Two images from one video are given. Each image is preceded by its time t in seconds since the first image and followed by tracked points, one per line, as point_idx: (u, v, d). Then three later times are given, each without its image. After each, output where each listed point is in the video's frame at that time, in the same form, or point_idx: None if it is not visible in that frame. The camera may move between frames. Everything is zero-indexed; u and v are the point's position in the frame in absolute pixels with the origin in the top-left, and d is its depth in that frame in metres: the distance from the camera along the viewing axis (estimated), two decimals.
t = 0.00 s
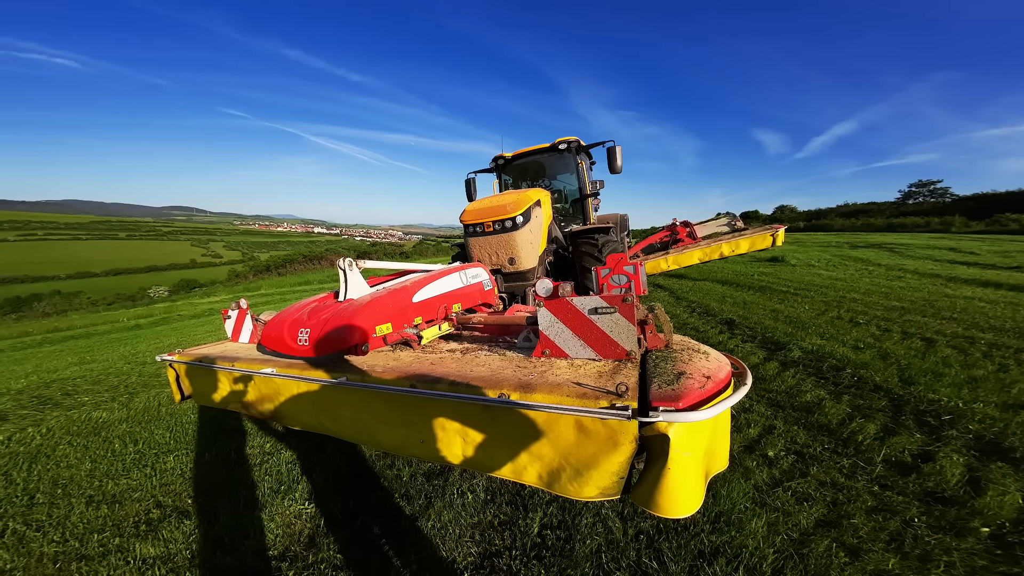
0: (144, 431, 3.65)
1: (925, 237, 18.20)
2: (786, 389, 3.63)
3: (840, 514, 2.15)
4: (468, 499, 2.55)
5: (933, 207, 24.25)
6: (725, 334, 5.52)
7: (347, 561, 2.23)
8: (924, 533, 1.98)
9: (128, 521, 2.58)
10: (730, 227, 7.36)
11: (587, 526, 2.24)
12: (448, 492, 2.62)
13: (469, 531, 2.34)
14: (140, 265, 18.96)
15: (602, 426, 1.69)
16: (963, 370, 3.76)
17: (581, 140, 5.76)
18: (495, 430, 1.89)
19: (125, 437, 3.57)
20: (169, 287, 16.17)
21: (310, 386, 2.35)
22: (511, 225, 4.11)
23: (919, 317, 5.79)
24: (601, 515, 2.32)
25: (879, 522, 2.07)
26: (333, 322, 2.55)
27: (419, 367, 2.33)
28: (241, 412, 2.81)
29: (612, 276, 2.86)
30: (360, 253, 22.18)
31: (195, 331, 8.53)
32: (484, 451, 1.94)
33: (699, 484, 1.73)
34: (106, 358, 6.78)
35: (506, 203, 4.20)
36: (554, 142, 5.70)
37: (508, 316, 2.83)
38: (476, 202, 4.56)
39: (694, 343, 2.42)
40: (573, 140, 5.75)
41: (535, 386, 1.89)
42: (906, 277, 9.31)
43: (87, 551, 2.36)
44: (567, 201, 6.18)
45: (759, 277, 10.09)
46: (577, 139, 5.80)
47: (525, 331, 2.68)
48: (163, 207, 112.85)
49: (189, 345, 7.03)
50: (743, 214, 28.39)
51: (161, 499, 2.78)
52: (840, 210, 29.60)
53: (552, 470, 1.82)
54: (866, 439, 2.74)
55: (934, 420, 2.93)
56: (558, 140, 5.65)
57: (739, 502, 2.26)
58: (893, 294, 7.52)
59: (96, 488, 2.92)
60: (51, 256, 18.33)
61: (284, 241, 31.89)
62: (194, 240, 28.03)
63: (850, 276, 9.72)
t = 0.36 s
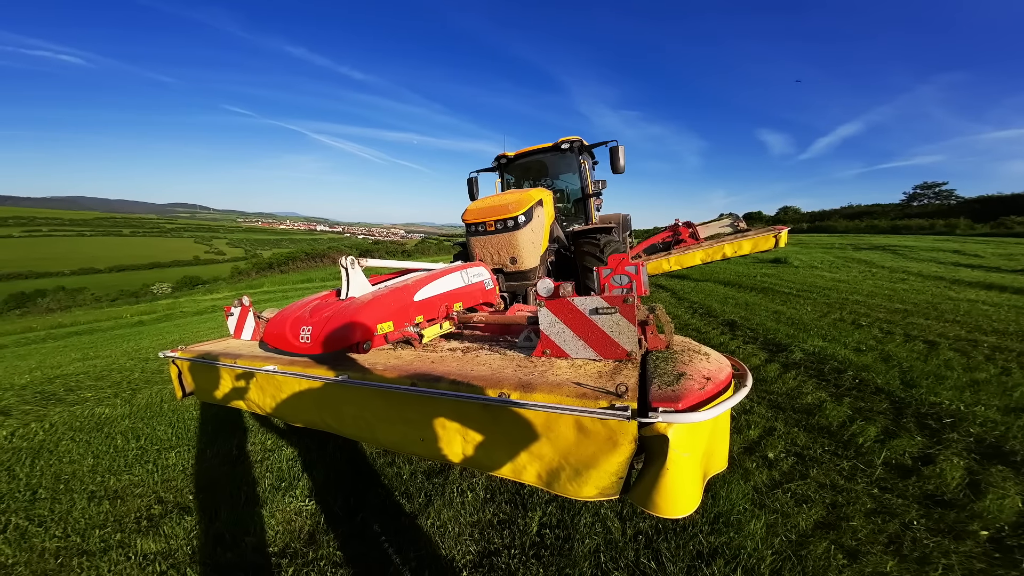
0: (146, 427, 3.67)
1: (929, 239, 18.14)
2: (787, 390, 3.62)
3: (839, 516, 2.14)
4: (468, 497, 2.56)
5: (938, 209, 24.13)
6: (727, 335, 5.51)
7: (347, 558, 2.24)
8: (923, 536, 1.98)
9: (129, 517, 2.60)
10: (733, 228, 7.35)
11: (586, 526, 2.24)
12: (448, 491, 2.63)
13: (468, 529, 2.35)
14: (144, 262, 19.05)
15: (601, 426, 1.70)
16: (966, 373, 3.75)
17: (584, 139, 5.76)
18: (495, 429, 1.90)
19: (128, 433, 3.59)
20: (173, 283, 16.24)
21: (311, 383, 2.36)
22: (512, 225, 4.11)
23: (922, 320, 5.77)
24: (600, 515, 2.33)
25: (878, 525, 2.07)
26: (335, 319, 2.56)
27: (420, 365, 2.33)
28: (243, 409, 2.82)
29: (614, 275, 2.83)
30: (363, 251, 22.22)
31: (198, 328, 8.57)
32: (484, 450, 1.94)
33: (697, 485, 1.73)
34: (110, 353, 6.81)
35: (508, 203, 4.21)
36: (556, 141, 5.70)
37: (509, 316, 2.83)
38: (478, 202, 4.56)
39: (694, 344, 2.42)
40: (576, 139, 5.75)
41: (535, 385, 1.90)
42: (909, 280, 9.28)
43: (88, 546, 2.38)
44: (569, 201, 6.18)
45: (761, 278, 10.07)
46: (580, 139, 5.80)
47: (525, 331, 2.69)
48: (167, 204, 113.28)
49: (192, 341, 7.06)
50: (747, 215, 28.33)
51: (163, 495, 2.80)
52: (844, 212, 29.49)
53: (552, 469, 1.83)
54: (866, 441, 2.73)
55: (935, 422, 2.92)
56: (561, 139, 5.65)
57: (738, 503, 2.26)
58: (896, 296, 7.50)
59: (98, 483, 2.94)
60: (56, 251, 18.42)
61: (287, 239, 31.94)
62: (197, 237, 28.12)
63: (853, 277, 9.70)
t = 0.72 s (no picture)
0: (145, 425, 3.67)
1: (930, 241, 18.12)
2: (787, 391, 3.62)
3: (837, 517, 2.14)
4: (466, 496, 2.56)
5: (939, 210, 24.09)
6: (727, 336, 5.51)
7: (345, 556, 2.24)
8: (920, 538, 1.98)
9: (128, 514, 2.60)
10: (734, 229, 7.35)
11: (583, 526, 2.24)
12: (446, 490, 2.63)
13: (466, 528, 2.35)
14: (145, 260, 19.06)
15: (598, 425, 1.70)
16: (965, 375, 3.75)
17: (584, 139, 5.76)
18: (492, 428, 1.90)
19: (127, 430, 3.60)
20: (174, 281, 16.24)
21: (310, 382, 2.37)
22: (512, 225, 4.12)
23: (922, 321, 5.77)
24: (598, 514, 2.33)
25: (875, 526, 2.07)
26: (333, 319, 2.56)
27: (418, 364, 2.34)
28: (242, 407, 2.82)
29: (613, 276, 2.84)
30: (364, 250, 22.23)
31: (198, 326, 8.57)
32: (482, 449, 1.94)
33: (694, 485, 1.73)
34: (110, 351, 6.82)
35: (508, 202, 4.20)
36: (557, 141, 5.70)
37: (508, 316, 2.83)
38: (478, 202, 4.56)
39: (693, 344, 2.42)
40: (576, 139, 5.75)
41: (532, 385, 1.90)
42: (910, 281, 9.28)
43: (87, 544, 2.38)
44: (570, 201, 6.18)
45: (762, 279, 10.07)
46: (581, 139, 5.80)
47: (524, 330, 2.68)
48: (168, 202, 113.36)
49: (192, 339, 7.08)
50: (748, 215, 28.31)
51: (161, 493, 2.80)
52: (845, 213, 29.46)
53: (549, 469, 1.83)
54: (865, 443, 2.73)
55: (934, 424, 2.92)
56: (562, 139, 5.65)
57: (735, 503, 2.26)
58: (896, 297, 7.49)
59: (97, 481, 2.94)
60: (56, 249, 18.43)
61: (288, 237, 31.96)
62: (198, 235, 28.14)
63: (853, 279, 9.70)
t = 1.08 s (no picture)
0: (139, 425, 3.65)
1: (925, 241, 18.22)
2: (782, 391, 3.63)
3: (831, 518, 2.15)
4: (461, 497, 2.55)
5: (935, 211, 24.20)
6: (723, 336, 5.52)
7: (339, 557, 2.23)
8: (914, 538, 1.98)
9: (120, 515, 2.59)
10: (731, 229, 7.36)
11: (578, 527, 2.24)
12: (441, 491, 2.62)
13: (461, 529, 2.34)
14: (141, 260, 18.96)
15: (591, 426, 1.70)
16: (959, 374, 3.77)
17: (581, 139, 5.76)
18: (486, 428, 1.90)
19: (121, 431, 3.58)
20: (170, 281, 16.17)
21: (303, 382, 2.36)
22: (509, 225, 4.11)
23: (917, 321, 5.80)
24: (593, 515, 2.33)
25: (870, 527, 2.07)
26: (327, 318, 2.55)
27: (412, 364, 2.33)
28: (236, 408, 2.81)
29: (610, 277, 2.84)
30: (361, 250, 22.18)
31: (194, 326, 8.53)
32: (476, 450, 1.94)
33: (687, 487, 1.73)
34: (105, 352, 6.78)
35: (504, 202, 4.19)
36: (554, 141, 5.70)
37: (504, 316, 2.82)
38: (475, 202, 4.55)
39: (688, 345, 2.43)
40: (574, 139, 5.75)
41: (526, 385, 1.90)
42: (904, 282, 9.33)
43: (78, 545, 2.36)
44: (567, 201, 6.18)
45: (758, 279, 10.10)
46: (578, 139, 5.80)
47: (519, 331, 2.68)
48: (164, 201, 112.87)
49: (188, 340, 7.05)
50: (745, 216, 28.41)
51: (154, 493, 2.79)
52: (841, 213, 29.58)
53: (543, 469, 1.82)
54: (860, 443, 2.74)
55: (928, 424, 2.93)
56: (559, 139, 5.65)
57: (730, 504, 2.27)
58: (891, 298, 7.53)
59: (90, 481, 2.92)
60: (51, 249, 18.32)
61: (286, 237, 31.86)
62: (194, 235, 28.02)
63: (849, 279, 9.74)
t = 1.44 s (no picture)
0: (121, 429, 3.58)
1: (909, 242, 18.57)
2: (770, 391, 3.67)
3: (819, 517, 2.17)
4: (451, 500, 2.53)
5: (919, 213, 24.68)
6: (713, 336, 5.56)
7: (326, 562, 2.21)
8: (900, 537, 2.00)
9: (100, 520, 2.53)
10: (721, 230, 7.43)
11: (569, 528, 2.23)
12: (431, 493, 2.60)
13: (451, 532, 2.32)
14: (125, 260, 18.62)
15: (580, 428, 1.69)
16: (942, 373, 3.84)
17: (573, 140, 5.76)
18: (474, 432, 1.89)
19: (102, 434, 3.50)
20: (156, 282, 15.90)
21: (289, 385, 2.33)
22: (501, 225, 4.10)
23: (901, 321, 5.91)
24: (583, 517, 2.33)
25: (857, 526, 2.09)
26: (313, 320, 2.52)
27: (401, 366, 2.31)
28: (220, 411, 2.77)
29: (601, 277, 2.85)
30: (352, 250, 22.02)
31: (180, 328, 8.39)
32: (464, 453, 1.93)
33: (676, 488, 1.74)
34: (86, 354, 6.63)
35: (496, 202, 4.18)
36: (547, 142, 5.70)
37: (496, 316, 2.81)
38: (466, 201, 4.53)
39: (678, 344, 2.45)
40: (566, 140, 5.75)
41: (515, 387, 1.88)
42: (889, 281, 9.51)
43: (57, 550, 2.30)
44: (559, 202, 6.18)
45: (747, 279, 10.21)
46: (570, 140, 5.80)
47: (510, 331, 2.67)
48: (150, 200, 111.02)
49: (173, 341, 6.93)
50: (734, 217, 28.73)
51: (136, 498, 2.73)
52: (828, 214, 30.05)
53: (531, 472, 1.82)
54: (846, 441, 2.78)
55: (913, 423, 2.98)
56: (552, 140, 5.65)
57: (720, 504, 2.28)
58: (876, 297, 7.65)
59: (69, 486, 2.85)
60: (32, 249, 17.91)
61: (275, 236, 31.50)
62: (181, 235, 27.58)
63: (836, 279, 9.88)
